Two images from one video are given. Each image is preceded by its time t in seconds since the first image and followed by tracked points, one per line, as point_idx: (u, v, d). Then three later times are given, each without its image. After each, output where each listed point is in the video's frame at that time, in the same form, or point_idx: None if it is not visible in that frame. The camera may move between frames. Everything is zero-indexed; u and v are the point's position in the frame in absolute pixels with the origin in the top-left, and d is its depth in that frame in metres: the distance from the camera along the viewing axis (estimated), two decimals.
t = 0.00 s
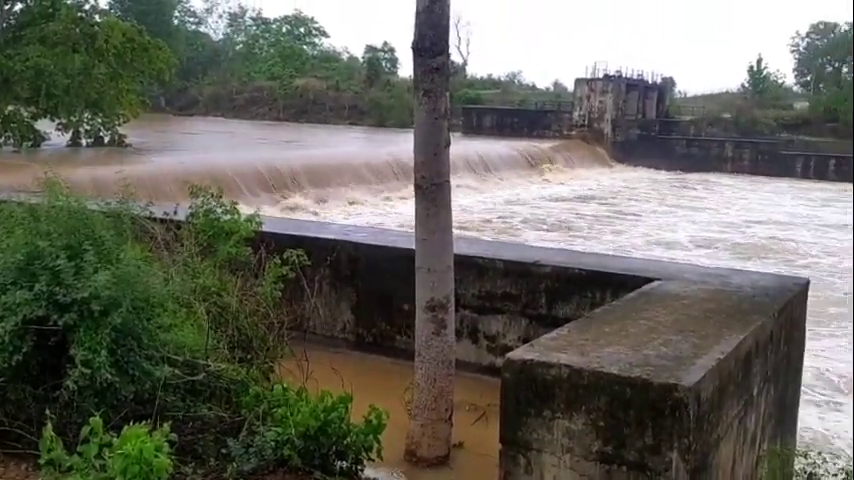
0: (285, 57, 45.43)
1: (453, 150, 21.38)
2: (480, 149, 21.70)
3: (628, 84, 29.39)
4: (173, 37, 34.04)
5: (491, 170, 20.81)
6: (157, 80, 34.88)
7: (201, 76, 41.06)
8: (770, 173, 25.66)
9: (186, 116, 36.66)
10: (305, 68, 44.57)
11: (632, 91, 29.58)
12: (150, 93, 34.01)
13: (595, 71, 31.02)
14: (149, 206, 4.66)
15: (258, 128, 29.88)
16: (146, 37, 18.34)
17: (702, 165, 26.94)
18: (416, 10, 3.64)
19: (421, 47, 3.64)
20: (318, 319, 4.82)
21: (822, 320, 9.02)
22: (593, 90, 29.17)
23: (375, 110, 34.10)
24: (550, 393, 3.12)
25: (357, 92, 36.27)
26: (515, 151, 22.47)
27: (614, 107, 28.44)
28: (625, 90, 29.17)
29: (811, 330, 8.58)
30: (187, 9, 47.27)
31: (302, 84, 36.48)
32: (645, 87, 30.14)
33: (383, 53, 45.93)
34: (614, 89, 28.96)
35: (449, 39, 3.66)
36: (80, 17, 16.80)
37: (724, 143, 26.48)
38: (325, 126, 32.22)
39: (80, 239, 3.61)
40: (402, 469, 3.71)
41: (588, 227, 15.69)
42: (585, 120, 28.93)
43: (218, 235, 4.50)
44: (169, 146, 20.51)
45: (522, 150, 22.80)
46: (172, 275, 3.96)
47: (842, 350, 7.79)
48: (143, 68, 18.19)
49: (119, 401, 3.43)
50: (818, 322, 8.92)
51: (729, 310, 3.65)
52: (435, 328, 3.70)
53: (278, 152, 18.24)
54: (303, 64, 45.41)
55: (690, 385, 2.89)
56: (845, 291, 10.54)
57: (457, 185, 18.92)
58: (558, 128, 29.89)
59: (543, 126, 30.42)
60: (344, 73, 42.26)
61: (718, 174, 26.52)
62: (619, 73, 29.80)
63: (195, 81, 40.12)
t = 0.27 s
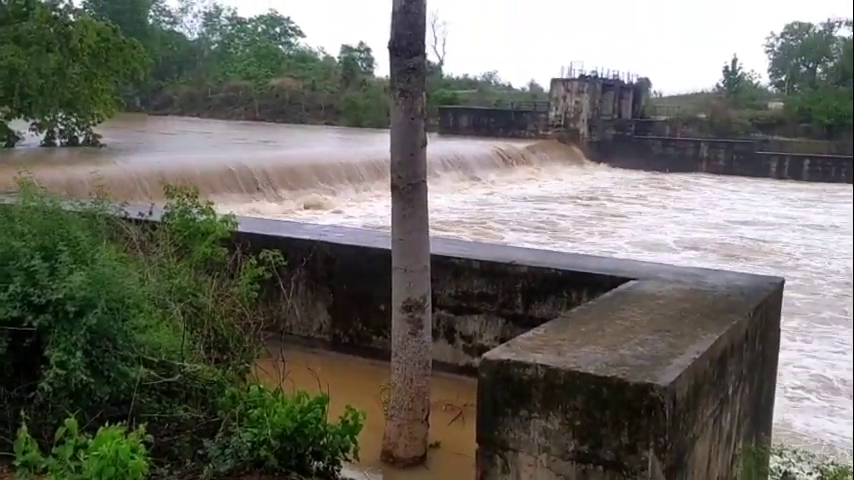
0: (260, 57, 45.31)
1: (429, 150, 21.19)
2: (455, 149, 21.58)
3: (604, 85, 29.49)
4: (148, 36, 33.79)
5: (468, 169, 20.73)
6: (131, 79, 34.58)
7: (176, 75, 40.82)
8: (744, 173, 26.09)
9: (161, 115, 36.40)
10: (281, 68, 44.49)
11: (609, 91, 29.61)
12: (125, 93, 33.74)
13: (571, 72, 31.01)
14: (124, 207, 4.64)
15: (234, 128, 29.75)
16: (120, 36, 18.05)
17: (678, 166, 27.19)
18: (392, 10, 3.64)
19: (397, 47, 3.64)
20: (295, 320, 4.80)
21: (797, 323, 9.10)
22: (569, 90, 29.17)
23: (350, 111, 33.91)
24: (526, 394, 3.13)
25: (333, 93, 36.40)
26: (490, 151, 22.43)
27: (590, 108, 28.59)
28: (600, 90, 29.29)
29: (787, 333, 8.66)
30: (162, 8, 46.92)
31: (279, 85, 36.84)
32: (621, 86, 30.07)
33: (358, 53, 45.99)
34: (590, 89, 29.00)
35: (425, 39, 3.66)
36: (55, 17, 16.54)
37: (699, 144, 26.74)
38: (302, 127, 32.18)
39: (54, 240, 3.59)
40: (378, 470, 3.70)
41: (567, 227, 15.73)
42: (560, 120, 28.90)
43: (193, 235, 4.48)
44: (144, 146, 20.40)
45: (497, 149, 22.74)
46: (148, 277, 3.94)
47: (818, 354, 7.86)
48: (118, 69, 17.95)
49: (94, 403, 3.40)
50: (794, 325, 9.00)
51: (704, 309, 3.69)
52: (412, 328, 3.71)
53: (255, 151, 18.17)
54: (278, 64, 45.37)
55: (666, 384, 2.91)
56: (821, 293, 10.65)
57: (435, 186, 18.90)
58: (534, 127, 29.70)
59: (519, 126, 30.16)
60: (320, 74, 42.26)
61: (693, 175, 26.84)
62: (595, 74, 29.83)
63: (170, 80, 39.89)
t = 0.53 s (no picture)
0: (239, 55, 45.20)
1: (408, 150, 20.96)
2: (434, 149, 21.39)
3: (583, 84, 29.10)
4: (126, 35, 33.58)
5: (447, 172, 20.73)
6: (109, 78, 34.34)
7: (154, 74, 40.59)
8: (721, 173, 26.33)
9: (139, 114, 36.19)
10: (259, 67, 44.39)
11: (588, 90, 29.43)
12: (103, 92, 33.51)
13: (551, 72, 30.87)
14: (102, 207, 4.61)
15: (213, 128, 29.66)
16: (98, 36, 17.83)
17: (657, 164, 27.43)
18: (371, 9, 3.63)
19: (376, 47, 3.63)
20: (275, 321, 4.79)
21: (786, 321, 9.10)
22: (549, 89, 29.04)
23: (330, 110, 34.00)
24: (506, 393, 3.14)
25: (312, 92, 36.35)
26: (469, 151, 22.40)
27: (569, 108, 28.58)
28: (579, 89, 28.93)
29: (776, 332, 8.66)
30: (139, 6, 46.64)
31: (257, 83, 36.52)
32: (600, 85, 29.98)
33: (337, 52, 45.98)
34: (569, 88, 28.83)
35: (404, 39, 3.66)
36: (32, 16, 16.09)
37: (678, 143, 26.93)
38: (281, 126, 32.11)
39: (33, 241, 3.56)
40: (359, 470, 3.69)
41: (553, 227, 15.72)
42: (540, 119, 29.02)
43: (173, 236, 4.46)
44: (122, 146, 20.30)
45: (476, 150, 22.69)
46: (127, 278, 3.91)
47: (809, 351, 7.85)
48: (97, 68, 17.75)
49: (73, 404, 3.37)
50: (783, 323, 9.00)
51: (684, 308, 3.70)
52: (392, 328, 3.70)
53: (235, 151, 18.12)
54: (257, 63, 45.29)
55: (646, 383, 2.93)
56: (809, 292, 10.66)
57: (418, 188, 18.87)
58: (513, 126, 29.81)
59: (499, 125, 30.24)
60: (299, 73, 42.21)
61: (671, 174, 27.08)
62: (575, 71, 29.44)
63: (148, 79, 39.67)
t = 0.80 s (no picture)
0: (220, 55, 45.08)
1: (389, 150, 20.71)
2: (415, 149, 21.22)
3: (565, 82, 29.28)
4: (107, 34, 33.36)
5: (428, 171, 20.62)
6: (90, 77, 34.06)
7: (135, 74, 40.37)
8: (702, 170, 26.50)
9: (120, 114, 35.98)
10: (240, 66, 44.29)
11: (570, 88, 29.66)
12: (83, 92, 33.27)
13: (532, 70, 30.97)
14: (83, 208, 4.59)
15: (195, 128, 29.54)
16: (79, 35, 17.71)
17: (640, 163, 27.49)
18: (352, 8, 3.62)
19: (358, 46, 3.62)
20: (258, 321, 4.78)
21: (785, 322, 9.06)
22: (531, 88, 28.97)
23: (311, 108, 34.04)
24: (489, 391, 3.14)
25: (294, 91, 36.30)
26: (450, 151, 22.29)
27: (552, 106, 28.49)
28: (562, 88, 29.01)
29: (775, 332, 8.62)
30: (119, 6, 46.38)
31: (238, 83, 36.39)
32: (582, 84, 30.12)
33: (319, 51, 45.95)
34: (551, 87, 28.77)
35: (386, 38, 3.65)
36: (13, 16, 15.87)
37: (660, 141, 27.07)
38: (263, 126, 32.02)
39: (14, 242, 3.54)
40: (343, 470, 3.68)
41: (544, 226, 15.67)
42: (522, 118, 28.93)
43: (154, 237, 4.44)
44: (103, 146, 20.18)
45: (457, 149, 22.59)
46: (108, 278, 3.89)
47: (808, 351, 7.82)
48: (77, 68, 17.70)
49: (55, 406, 3.35)
50: (782, 324, 8.97)
51: (667, 306, 3.72)
52: (375, 328, 3.68)
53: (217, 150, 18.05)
54: (238, 63, 45.20)
55: (629, 381, 2.94)
56: (805, 292, 10.63)
57: (406, 189, 18.81)
58: (496, 126, 29.57)
59: (481, 124, 29.92)
60: (281, 72, 42.13)
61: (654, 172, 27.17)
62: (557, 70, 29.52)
63: (129, 79, 39.45)
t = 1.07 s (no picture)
0: (202, 55, 44.94)
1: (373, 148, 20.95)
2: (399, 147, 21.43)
3: (547, 81, 29.31)
4: (87, 34, 33.14)
5: (413, 169, 20.80)
6: (71, 77, 33.77)
7: (116, 74, 40.13)
8: (684, 168, 26.67)
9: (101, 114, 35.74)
10: (222, 66, 44.18)
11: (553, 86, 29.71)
12: (64, 92, 33.01)
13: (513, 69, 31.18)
14: (63, 208, 4.56)
15: (178, 127, 29.41)
16: (59, 35, 17.67)
17: (623, 162, 27.44)
18: (333, 7, 3.61)
19: (339, 45, 3.60)
20: (240, 321, 4.76)
21: (784, 323, 9.04)
22: (513, 86, 28.89)
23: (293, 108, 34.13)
24: (472, 390, 3.14)
25: (276, 91, 36.21)
26: (431, 149, 22.23)
27: (534, 105, 28.40)
28: (544, 87, 29.06)
29: (774, 332, 8.61)
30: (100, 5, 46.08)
31: (220, 82, 36.21)
32: (564, 83, 30.26)
33: (301, 50, 45.89)
34: (534, 86, 28.70)
35: (367, 37, 3.64)
36: None
37: (642, 139, 26.96)
38: (245, 125, 31.90)
39: None
40: (327, 470, 3.67)
41: (533, 225, 15.67)
42: (505, 117, 28.69)
43: (136, 237, 4.42)
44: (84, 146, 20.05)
45: (438, 147, 22.58)
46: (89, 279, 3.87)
47: (810, 352, 7.80)
48: (58, 68, 17.59)
49: (36, 408, 3.33)
50: (783, 325, 8.94)
51: (649, 304, 3.73)
52: (358, 328, 3.66)
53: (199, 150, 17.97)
54: (220, 62, 45.08)
55: (611, 379, 2.95)
56: (801, 292, 10.62)
57: (394, 190, 18.74)
58: (478, 125, 29.57)
59: (464, 122, 29.84)
60: (263, 72, 42.04)
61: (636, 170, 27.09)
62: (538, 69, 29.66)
63: (110, 79, 39.20)
